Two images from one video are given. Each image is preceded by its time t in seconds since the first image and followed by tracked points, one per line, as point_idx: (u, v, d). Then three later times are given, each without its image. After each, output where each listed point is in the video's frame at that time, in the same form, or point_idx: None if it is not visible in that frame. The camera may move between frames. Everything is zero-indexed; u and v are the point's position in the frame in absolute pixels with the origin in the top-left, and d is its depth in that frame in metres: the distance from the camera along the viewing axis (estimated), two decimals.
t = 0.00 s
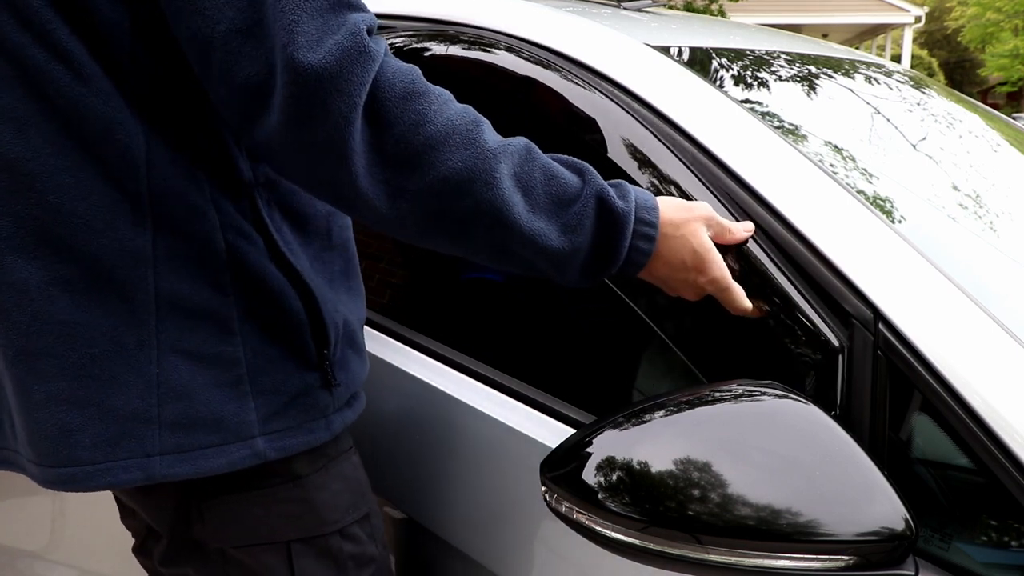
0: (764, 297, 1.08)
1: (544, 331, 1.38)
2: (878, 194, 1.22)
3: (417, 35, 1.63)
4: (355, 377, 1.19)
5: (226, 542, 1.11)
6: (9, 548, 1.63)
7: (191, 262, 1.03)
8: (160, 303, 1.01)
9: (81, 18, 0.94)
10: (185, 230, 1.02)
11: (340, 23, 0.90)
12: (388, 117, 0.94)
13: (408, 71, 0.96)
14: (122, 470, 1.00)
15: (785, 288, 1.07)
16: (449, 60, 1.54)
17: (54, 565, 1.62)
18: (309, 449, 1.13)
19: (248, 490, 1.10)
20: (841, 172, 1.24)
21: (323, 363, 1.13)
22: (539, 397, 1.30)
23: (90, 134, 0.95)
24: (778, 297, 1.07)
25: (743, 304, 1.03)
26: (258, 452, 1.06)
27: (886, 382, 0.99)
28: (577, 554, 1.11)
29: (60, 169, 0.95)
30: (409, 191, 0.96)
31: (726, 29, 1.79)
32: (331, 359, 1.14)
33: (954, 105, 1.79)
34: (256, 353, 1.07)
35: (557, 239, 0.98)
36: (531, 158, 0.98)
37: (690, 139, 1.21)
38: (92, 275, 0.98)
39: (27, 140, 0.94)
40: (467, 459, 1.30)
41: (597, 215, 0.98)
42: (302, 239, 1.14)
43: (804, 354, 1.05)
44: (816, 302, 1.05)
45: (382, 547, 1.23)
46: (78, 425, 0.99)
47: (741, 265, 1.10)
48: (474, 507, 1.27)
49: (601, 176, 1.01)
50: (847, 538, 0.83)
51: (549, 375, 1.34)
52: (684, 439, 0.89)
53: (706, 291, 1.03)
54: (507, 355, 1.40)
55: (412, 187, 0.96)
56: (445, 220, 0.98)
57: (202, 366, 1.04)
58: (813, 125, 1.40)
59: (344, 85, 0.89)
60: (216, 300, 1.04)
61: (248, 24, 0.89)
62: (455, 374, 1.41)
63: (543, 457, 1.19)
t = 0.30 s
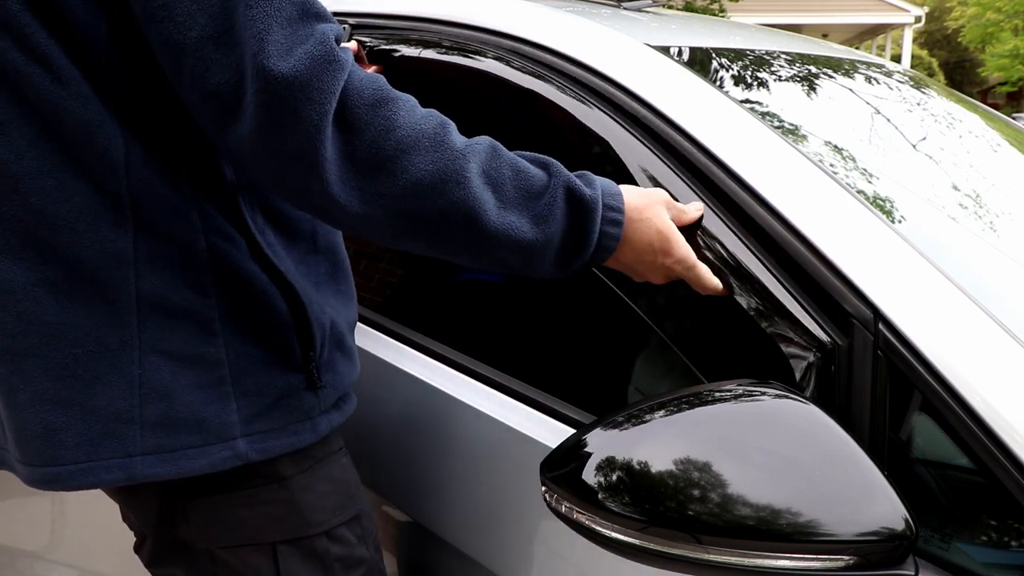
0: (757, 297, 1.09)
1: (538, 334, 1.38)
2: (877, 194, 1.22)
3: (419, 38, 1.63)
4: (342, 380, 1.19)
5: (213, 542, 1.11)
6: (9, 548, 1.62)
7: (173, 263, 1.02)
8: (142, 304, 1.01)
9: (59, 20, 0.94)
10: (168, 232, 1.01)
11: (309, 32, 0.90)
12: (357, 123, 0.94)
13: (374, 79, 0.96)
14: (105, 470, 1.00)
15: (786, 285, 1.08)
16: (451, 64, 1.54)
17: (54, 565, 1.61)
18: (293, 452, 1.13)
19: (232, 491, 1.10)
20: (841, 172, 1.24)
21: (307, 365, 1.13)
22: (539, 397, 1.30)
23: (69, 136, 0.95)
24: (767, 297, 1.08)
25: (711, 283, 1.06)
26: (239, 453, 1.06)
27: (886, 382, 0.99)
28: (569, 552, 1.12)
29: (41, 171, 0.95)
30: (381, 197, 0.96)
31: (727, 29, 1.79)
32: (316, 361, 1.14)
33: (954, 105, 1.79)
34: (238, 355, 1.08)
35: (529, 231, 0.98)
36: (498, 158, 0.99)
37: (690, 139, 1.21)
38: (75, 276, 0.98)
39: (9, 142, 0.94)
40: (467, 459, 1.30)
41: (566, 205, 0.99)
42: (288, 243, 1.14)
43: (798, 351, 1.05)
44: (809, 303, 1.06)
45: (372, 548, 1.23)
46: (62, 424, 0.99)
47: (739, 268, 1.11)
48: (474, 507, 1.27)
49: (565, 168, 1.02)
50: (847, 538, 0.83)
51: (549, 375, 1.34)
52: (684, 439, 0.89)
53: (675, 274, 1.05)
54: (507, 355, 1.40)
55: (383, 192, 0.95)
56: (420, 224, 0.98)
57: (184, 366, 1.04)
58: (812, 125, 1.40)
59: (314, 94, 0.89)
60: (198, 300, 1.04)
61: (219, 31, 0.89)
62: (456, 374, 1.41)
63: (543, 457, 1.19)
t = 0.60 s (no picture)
0: (765, 294, 1.09)
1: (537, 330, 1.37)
2: (877, 194, 1.22)
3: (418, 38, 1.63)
4: (335, 385, 1.19)
5: (201, 545, 1.12)
6: (10, 548, 1.64)
7: (162, 266, 1.03)
8: (130, 308, 1.01)
9: (49, 20, 0.94)
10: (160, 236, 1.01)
11: (324, 27, 0.91)
12: (372, 118, 0.94)
13: (391, 76, 0.97)
14: (89, 471, 1.01)
15: (787, 285, 1.08)
16: (448, 65, 1.54)
17: (54, 565, 1.61)
18: (282, 457, 1.12)
19: (221, 495, 1.11)
20: (841, 172, 1.24)
21: (298, 369, 1.13)
22: (539, 397, 1.31)
23: (61, 138, 0.95)
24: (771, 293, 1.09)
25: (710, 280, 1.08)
26: (225, 457, 1.06)
27: (886, 382, 0.99)
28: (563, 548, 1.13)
29: (32, 174, 0.96)
30: (399, 191, 0.95)
31: (726, 29, 1.79)
32: (307, 365, 1.13)
33: (954, 105, 1.79)
34: (227, 359, 1.07)
35: (542, 227, 0.98)
36: (511, 156, 1.00)
37: (690, 139, 1.21)
38: (65, 279, 0.99)
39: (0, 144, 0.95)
40: (467, 460, 1.30)
41: (578, 202, 0.99)
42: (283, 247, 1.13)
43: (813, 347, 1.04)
44: (810, 305, 1.06)
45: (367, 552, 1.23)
46: (48, 425, 1.00)
47: (738, 269, 1.12)
48: (474, 506, 1.28)
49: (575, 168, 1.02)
50: (846, 538, 0.83)
51: (549, 375, 1.34)
52: (684, 439, 0.89)
53: (677, 273, 1.06)
54: (507, 355, 1.40)
55: (402, 186, 0.95)
56: (436, 220, 0.97)
57: (172, 369, 1.04)
58: (812, 125, 1.40)
59: (334, 87, 0.89)
60: (188, 304, 1.04)
61: (220, 27, 0.87)
62: (455, 374, 1.41)
63: (543, 456, 1.19)
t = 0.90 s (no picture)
0: (762, 293, 1.09)
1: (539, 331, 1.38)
2: (877, 194, 1.22)
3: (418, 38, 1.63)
4: (344, 388, 1.20)
5: (211, 547, 1.12)
6: (9, 548, 1.63)
7: (175, 267, 1.03)
8: (145, 309, 1.01)
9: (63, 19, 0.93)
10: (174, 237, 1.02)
11: (333, 39, 0.92)
12: (382, 130, 0.95)
13: (400, 86, 0.98)
14: (102, 470, 1.00)
15: (787, 285, 1.08)
16: (447, 64, 1.54)
17: (54, 565, 1.61)
18: (294, 460, 1.12)
19: (236, 494, 1.10)
20: (841, 172, 1.24)
21: (310, 373, 1.13)
22: (539, 397, 1.31)
23: (78, 138, 0.95)
24: (767, 289, 1.09)
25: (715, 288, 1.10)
26: (237, 460, 1.06)
27: (886, 382, 0.99)
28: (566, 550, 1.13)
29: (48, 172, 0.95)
30: (406, 202, 0.96)
31: (726, 29, 1.79)
32: (319, 367, 1.14)
33: (954, 105, 1.79)
34: (241, 361, 1.08)
35: (553, 236, 0.99)
36: (521, 165, 1.00)
37: (690, 139, 1.21)
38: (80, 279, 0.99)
39: (15, 142, 0.94)
40: (468, 461, 1.30)
41: (590, 212, 1.00)
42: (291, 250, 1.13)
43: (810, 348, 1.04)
44: (812, 307, 1.06)
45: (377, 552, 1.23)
46: (62, 423, 0.99)
47: (740, 270, 1.11)
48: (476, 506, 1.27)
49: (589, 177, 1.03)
50: (846, 538, 0.83)
51: (549, 374, 1.34)
52: (684, 439, 0.89)
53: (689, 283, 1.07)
54: (508, 355, 1.40)
55: (409, 198, 0.96)
56: (446, 230, 0.98)
57: (185, 371, 1.04)
58: (812, 125, 1.40)
59: (341, 98, 0.90)
60: (201, 306, 1.04)
61: (235, 37, 0.88)
62: (455, 374, 1.41)
63: (543, 456, 1.19)
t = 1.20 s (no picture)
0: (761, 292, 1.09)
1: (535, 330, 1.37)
2: (877, 194, 1.22)
3: (418, 38, 1.63)
4: (358, 398, 1.18)
5: (225, 550, 1.10)
6: (8, 548, 1.61)
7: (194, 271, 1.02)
8: (165, 314, 1.01)
9: (91, 20, 0.94)
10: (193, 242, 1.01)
11: (380, 55, 0.89)
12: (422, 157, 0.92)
13: (452, 109, 0.94)
14: (118, 472, 1.00)
15: (788, 286, 1.08)
16: (447, 65, 1.55)
17: (54, 565, 1.61)
18: (309, 467, 1.12)
19: (252, 498, 1.09)
20: (841, 172, 1.24)
21: (326, 382, 1.12)
22: (539, 397, 1.31)
23: (106, 141, 0.96)
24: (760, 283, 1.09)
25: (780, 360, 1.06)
26: (252, 467, 1.05)
27: (886, 382, 0.99)
28: (574, 555, 1.12)
29: (72, 176, 0.97)
30: (440, 230, 0.94)
31: (726, 29, 1.79)
32: (335, 376, 1.12)
33: (954, 105, 1.79)
34: (257, 368, 1.07)
35: (589, 291, 0.95)
36: (569, 208, 0.96)
37: (690, 139, 1.21)
38: (99, 282, 1.00)
39: (40, 144, 0.95)
40: (470, 463, 1.30)
41: (633, 270, 0.95)
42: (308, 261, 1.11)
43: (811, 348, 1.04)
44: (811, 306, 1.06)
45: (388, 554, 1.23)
46: (80, 423, 1.00)
47: (742, 271, 1.11)
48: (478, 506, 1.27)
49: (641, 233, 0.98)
50: (846, 538, 0.83)
51: (549, 375, 1.34)
52: (684, 439, 0.89)
53: (732, 360, 1.02)
54: (507, 355, 1.40)
55: (443, 226, 0.94)
56: (478, 263, 0.95)
57: (205, 377, 1.03)
58: (812, 125, 1.40)
59: (381, 119, 0.88)
60: (221, 312, 1.04)
61: (277, 51, 0.87)
62: (455, 374, 1.42)
63: (543, 456, 1.19)
